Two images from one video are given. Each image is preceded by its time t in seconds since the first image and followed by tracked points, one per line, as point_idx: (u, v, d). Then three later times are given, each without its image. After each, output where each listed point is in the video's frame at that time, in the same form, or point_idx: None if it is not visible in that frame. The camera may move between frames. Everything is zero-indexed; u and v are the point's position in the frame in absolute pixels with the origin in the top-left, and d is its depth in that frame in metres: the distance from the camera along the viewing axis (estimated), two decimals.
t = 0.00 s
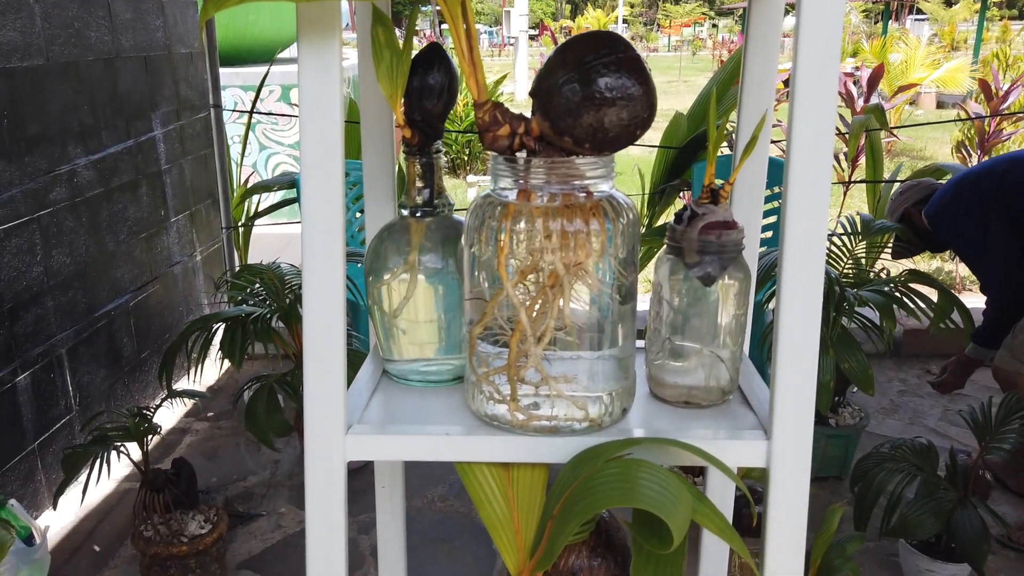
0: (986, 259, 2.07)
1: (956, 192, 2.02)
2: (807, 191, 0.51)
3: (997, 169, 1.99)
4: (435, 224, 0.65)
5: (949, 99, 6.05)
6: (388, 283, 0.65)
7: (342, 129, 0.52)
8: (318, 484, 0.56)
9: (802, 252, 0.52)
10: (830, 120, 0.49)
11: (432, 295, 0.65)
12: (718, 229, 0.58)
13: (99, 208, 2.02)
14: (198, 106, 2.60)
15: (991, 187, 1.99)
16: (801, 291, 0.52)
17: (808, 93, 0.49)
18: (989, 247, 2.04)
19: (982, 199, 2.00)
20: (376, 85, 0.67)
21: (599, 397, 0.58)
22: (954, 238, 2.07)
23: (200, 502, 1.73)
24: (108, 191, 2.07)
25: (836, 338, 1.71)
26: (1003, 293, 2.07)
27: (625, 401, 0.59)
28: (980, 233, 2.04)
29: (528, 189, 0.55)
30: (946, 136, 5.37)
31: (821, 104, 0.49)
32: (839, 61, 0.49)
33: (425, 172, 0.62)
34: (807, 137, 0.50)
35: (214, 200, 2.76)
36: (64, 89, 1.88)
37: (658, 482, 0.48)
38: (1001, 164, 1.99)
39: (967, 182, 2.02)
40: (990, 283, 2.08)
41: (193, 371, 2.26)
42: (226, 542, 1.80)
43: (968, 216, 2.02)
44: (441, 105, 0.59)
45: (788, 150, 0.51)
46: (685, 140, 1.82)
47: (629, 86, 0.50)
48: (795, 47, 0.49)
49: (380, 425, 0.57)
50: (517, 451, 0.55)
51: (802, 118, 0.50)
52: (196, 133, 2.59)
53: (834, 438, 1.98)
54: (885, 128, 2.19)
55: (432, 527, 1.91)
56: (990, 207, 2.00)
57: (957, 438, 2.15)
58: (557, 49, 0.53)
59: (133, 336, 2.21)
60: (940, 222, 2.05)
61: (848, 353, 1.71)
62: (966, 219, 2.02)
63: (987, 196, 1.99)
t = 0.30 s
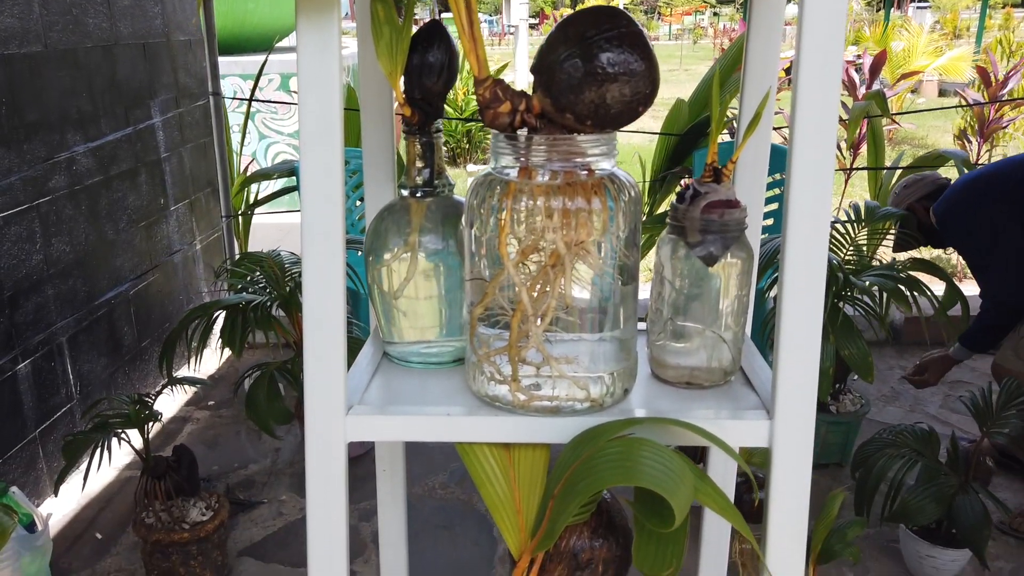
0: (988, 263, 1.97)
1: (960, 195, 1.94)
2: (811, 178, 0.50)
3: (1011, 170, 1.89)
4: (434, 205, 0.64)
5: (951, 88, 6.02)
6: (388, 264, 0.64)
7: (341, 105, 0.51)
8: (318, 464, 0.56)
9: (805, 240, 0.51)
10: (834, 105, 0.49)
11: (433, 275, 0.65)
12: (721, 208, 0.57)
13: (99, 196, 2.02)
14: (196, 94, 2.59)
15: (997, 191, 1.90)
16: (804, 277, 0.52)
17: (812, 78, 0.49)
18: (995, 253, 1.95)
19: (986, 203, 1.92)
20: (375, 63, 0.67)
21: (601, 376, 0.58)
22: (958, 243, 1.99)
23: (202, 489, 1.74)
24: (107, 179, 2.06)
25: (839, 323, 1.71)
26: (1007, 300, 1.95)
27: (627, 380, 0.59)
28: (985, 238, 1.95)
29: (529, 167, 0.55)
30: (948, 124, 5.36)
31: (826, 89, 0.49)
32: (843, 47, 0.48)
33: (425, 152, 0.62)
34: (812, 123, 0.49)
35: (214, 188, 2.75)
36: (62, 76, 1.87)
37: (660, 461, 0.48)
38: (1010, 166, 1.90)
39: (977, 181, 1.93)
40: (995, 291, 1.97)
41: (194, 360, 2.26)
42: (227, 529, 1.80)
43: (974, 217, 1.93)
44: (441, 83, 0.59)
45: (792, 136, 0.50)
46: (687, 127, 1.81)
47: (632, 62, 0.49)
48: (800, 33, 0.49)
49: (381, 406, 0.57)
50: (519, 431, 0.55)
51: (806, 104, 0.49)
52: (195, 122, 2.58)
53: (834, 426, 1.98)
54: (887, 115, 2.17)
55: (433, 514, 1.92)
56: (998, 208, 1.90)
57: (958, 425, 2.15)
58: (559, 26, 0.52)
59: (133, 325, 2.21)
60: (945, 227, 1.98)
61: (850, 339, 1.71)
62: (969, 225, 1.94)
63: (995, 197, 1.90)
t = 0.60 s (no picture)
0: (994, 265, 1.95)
1: (977, 194, 1.92)
2: (812, 162, 0.50)
3: None
4: (433, 179, 0.64)
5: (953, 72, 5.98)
6: (387, 239, 0.64)
7: (337, 76, 0.51)
8: (317, 439, 0.56)
9: (806, 226, 0.51)
10: (835, 87, 0.48)
11: (432, 250, 0.64)
12: (722, 180, 0.56)
13: (97, 180, 2.01)
14: (194, 78, 2.57)
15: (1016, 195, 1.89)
16: (805, 261, 0.51)
17: (814, 60, 0.48)
18: (1006, 257, 1.92)
19: (1003, 205, 1.90)
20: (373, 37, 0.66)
21: (601, 351, 0.57)
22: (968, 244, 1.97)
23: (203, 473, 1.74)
24: (106, 164, 2.05)
25: (840, 307, 1.71)
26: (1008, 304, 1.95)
27: (627, 355, 0.58)
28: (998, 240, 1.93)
29: (528, 139, 0.54)
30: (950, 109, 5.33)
31: (827, 71, 0.48)
32: (844, 30, 0.48)
33: (423, 126, 0.62)
34: (814, 106, 0.49)
35: (213, 174, 2.74)
36: (59, 60, 1.86)
37: (661, 434, 0.48)
38: None
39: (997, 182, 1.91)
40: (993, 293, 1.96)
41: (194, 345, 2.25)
42: (229, 513, 1.81)
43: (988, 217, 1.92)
44: (438, 55, 0.58)
45: (792, 120, 0.50)
46: (687, 111, 1.80)
47: (632, 30, 0.49)
48: (801, 15, 0.48)
49: (380, 381, 0.57)
50: (518, 407, 0.54)
51: (807, 86, 0.49)
52: (194, 107, 2.57)
53: (834, 410, 1.98)
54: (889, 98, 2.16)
55: (433, 499, 1.92)
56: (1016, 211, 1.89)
57: (959, 409, 2.15)
58: None
59: (133, 310, 2.21)
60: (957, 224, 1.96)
61: (851, 323, 1.71)
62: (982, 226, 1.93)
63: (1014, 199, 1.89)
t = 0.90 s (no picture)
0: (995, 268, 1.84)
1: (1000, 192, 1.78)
2: (812, 147, 0.49)
3: None
4: (430, 161, 0.64)
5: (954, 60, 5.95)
6: (383, 221, 0.64)
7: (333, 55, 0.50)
8: (314, 421, 0.56)
9: (805, 211, 0.50)
10: (836, 73, 0.48)
11: (429, 232, 0.64)
12: (721, 161, 0.56)
13: (96, 168, 2.00)
14: (192, 66, 2.56)
15: None
16: (805, 248, 0.51)
17: (813, 44, 0.48)
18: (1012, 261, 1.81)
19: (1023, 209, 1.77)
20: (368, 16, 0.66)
21: (599, 333, 0.57)
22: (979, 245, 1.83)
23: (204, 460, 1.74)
24: (104, 152, 2.05)
25: (840, 293, 1.70)
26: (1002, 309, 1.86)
27: (625, 338, 0.58)
28: (1010, 242, 1.80)
29: (526, 118, 0.53)
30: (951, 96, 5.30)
31: (828, 56, 0.48)
32: (844, 14, 0.47)
33: (420, 107, 0.61)
34: (814, 90, 0.48)
35: (211, 162, 2.73)
36: (56, 47, 1.85)
37: (659, 415, 0.47)
38: None
39: None
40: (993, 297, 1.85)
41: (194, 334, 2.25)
42: (230, 500, 1.81)
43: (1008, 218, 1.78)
44: (435, 34, 0.57)
45: (793, 105, 0.49)
46: (687, 98, 1.79)
47: (631, 8, 0.48)
48: None
49: (377, 363, 0.56)
50: (516, 389, 0.54)
51: (806, 73, 0.48)
52: (191, 95, 2.56)
53: (835, 397, 1.99)
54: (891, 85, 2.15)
55: (433, 486, 1.92)
56: None
57: (960, 396, 2.15)
58: None
59: (133, 299, 2.20)
60: (970, 222, 1.82)
61: (852, 309, 1.70)
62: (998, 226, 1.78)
63: None
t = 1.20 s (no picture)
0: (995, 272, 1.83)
1: None
2: (810, 122, 0.49)
3: None
4: (426, 138, 0.63)
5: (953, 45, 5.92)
6: (379, 199, 0.63)
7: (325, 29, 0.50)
8: (310, 398, 0.55)
9: (803, 187, 0.50)
10: (834, 49, 0.47)
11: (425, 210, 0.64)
12: (719, 136, 0.56)
13: (93, 154, 2.00)
14: (189, 51, 2.55)
15: None
16: (803, 225, 0.50)
17: (812, 21, 0.47)
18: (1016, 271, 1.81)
19: None
20: None
21: (595, 311, 0.57)
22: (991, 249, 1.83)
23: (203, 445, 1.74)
24: (101, 137, 2.04)
25: (840, 277, 1.70)
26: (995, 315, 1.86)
27: (622, 315, 0.58)
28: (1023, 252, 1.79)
29: (521, 92, 0.53)
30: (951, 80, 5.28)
31: (825, 34, 0.47)
32: None
33: (415, 84, 0.61)
34: (813, 64, 0.48)
35: (209, 148, 2.72)
36: (52, 31, 1.84)
37: (656, 390, 0.47)
38: None
39: None
40: (991, 301, 1.85)
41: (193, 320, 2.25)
42: (230, 485, 1.82)
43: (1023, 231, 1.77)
44: (430, 9, 0.57)
45: (791, 80, 0.49)
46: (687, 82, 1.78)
47: None
48: None
49: (374, 341, 0.56)
50: (513, 366, 0.54)
51: (803, 51, 0.48)
52: (189, 80, 2.54)
53: (834, 381, 1.99)
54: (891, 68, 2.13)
55: (433, 471, 1.93)
56: None
57: (959, 380, 2.15)
58: None
59: (131, 285, 2.20)
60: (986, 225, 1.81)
61: (852, 292, 1.70)
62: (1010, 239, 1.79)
63: None
